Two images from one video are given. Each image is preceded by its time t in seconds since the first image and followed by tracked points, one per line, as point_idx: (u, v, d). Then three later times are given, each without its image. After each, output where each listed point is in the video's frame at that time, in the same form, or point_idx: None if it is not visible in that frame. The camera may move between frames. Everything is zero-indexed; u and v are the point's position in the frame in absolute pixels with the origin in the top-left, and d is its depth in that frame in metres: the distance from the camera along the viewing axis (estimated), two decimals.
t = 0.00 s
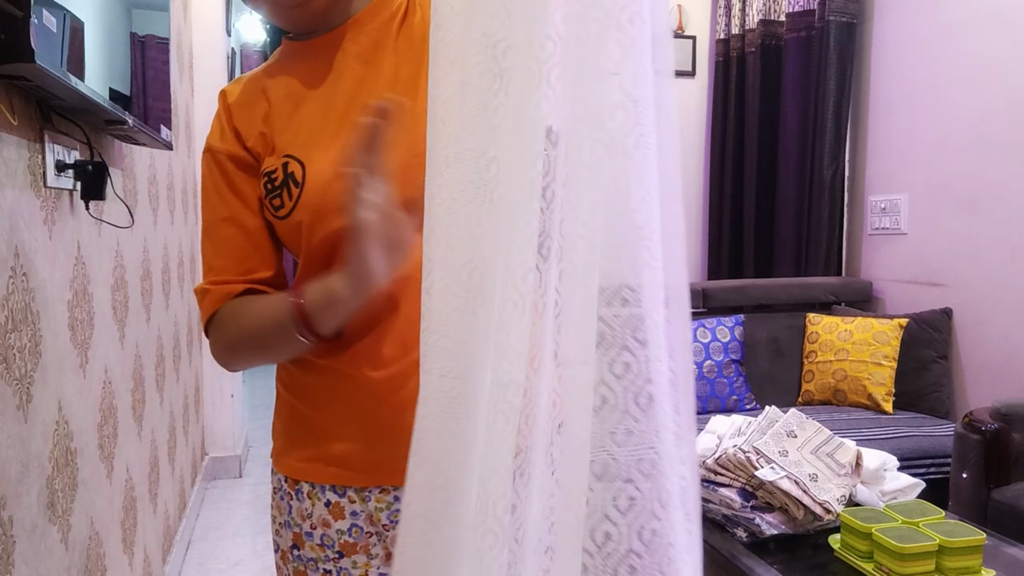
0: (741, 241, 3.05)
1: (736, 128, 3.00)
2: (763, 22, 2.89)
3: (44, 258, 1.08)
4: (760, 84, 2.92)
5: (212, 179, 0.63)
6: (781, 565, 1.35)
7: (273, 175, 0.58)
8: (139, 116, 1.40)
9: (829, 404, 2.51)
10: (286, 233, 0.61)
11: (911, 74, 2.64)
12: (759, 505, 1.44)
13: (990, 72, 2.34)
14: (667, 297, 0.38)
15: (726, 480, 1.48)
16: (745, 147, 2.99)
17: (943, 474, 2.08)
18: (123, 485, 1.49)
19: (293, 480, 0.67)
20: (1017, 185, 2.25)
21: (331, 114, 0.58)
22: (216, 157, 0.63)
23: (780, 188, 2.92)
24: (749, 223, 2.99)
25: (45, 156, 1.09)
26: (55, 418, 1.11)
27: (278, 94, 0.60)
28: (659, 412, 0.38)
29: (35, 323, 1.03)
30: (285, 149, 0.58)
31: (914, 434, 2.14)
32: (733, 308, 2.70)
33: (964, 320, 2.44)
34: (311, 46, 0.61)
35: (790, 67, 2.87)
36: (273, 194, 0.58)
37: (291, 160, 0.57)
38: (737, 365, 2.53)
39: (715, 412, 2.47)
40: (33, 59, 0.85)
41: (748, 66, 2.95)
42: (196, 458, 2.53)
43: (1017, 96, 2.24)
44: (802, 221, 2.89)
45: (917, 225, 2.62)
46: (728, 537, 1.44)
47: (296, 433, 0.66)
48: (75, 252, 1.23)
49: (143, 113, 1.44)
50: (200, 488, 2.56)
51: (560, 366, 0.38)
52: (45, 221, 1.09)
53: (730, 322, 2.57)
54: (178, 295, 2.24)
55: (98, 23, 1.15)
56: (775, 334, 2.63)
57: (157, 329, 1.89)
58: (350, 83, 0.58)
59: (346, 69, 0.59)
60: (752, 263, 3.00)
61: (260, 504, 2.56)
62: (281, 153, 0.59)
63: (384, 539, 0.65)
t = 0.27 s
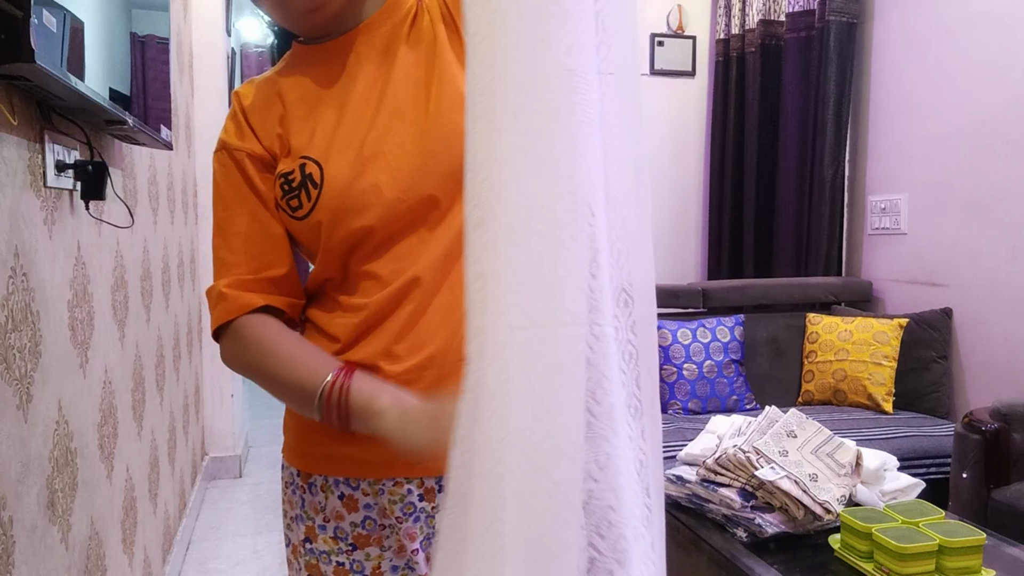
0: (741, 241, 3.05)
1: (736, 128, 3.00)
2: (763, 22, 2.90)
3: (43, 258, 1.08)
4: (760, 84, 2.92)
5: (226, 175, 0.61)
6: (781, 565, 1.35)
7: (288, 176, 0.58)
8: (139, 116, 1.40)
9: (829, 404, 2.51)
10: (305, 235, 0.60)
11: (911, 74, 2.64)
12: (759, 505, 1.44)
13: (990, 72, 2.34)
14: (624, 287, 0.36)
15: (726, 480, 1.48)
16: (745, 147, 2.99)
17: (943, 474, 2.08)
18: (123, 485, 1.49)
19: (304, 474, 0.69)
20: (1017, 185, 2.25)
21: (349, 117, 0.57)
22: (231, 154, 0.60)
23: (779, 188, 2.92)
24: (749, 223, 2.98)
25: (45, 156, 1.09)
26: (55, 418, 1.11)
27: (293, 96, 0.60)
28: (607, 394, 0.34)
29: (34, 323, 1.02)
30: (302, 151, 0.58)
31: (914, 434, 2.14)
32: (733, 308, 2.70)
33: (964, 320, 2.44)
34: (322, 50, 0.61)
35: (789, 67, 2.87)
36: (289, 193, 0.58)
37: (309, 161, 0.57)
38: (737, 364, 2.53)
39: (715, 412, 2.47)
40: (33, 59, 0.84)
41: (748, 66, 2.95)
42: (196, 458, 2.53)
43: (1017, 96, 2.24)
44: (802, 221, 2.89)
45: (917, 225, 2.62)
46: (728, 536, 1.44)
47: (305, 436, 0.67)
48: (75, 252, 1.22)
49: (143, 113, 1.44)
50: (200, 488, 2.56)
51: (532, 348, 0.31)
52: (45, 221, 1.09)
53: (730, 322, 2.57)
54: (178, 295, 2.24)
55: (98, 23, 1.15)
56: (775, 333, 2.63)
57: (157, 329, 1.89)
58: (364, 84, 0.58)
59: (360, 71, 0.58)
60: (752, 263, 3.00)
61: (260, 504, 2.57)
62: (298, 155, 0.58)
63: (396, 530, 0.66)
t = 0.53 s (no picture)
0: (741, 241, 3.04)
1: (736, 128, 3.00)
2: (763, 22, 2.89)
3: (43, 258, 1.08)
4: (760, 84, 2.92)
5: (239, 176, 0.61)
6: (781, 565, 1.35)
7: (302, 176, 0.57)
8: (139, 116, 1.40)
9: (829, 404, 2.51)
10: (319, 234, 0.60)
11: (911, 74, 2.64)
12: (759, 505, 1.44)
13: (990, 72, 2.34)
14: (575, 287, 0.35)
15: (726, 480, 1.48)
16: (745, 147, 2.99)
17: (943, 474, 2.08)
18: (123, 485, 1.49)
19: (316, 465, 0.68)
20: (1016, 185, 2.25)
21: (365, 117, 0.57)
22: (243, 157, 0.61)
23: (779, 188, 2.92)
24: (749, 223, 2.98)
25: (45, 156, 1.09)
26: (55, 418, 1.11)
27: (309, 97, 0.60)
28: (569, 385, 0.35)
29: (34, 323, 1.03)
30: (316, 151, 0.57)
31: (914, 434, 2.14)
32: (733, 308, 2.70)
33: (964, 320, 2.44)
34: (339, 53, 0.60)
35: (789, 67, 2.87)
36: (303, 193, 0.57)
37: (324, 160, 0.56)
38: (737, 364, 2.53)
39: (715, 412, 2.47)
40: (33, 59, 0.84)
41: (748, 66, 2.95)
42: (196, 458, 2.53)
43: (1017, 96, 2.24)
44: (802, 221, 2.89)
45: (917, 225, 2.62)
46: (728, 536, 1.43)
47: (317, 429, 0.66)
48: (75, 252, 1.23)
49: (143, 112, 1.44)
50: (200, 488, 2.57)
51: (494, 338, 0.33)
52: (45, 221, 1.09)
53: (730, 322, 2.56)
54: (178, 296, 2.24)
55: (98, 23, 1.15)
56: (775, 334, 2.63)
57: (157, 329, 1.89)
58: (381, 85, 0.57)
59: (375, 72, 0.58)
60: (752, 263, 3.00)
61: (260, 504, 2.57)
62: (312, 156, 0.58)
63: (406, 522, 0.65)
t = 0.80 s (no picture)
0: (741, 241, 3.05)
1: (736, 128, 3.00)
2: (763, 22, 2.89)
3: (44, 258, 1.08)
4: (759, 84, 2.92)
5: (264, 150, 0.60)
6: (781, 565, 1.35)
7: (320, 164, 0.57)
8: (139, 116, 1.40)
9: (829, 404, 2.51)
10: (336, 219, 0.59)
11: (911, 74, 2.64)
12: (759, 505, 1.44)
13: (990, 72, 2.34)
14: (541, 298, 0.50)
15: (726, 480, 1.48)
16: (745, 147, 2.99)
17: (943, 474, 2.07)
18: (123, 485, 1.49)
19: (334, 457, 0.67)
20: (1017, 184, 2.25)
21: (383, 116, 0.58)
22: (269, 132, 0.60)
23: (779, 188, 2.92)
24: (749, 223, 2.98)
25: (45, 156, 1.09)
26: (55, 418, 1.11)
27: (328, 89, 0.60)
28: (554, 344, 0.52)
29: (34, 323, 1.03)
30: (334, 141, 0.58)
31: (915, 434, 2.14)
32: (733, 308, 2.70)
33: (964, 320, 2.44)
34: (356, 51, 0.63)
35: (789, 67, 2.87)
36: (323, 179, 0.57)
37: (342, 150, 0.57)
38: (737, 365, 2.52)
39: (715, 412, 2.46)
40: (33, 59, 0.84)
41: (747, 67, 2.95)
42: (196, 458, 2.53)
43: (1017, 96, 2.24)
44: (802, 221, 2.89)
45: (917, 225, 2.62)
46: (728, 536, 1.43)
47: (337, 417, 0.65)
48: (75, 252, 1.22)
49: (143, 113, 1.44)
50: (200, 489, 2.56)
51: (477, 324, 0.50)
52: (45, 221, 1.09)
53: (730, 322, 2.56)
54: (178, 296, 2.24)
55: (98, 23, 1.15)
56: (775, 334, 2.63)
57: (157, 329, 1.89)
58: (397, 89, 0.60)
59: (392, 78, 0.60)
60: (752, 263, 3.00)
61: (260, 504, 2.57)
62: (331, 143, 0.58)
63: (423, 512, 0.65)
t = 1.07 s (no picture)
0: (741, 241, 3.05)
1: (736, 128, 3.00)
2: (763, 22, 2.89)
3: (44, 257, 1.08)
4: (759, 84, 2.92)
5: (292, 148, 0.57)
6: (781, 565, 1.35)
7: (352, 167, 0.57)
8: (139, 116, 1.40)
9: (829, 404, 2.51)
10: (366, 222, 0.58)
11: (911, 74, 2.64)
12: (759, 505, 1.44)
13: (989, 72, 2.34)
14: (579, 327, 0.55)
15: (726, 480, 1.48)
16: (744, 147, 2.99)
17: (943, 474, 2.08)
18: (123, 485, 1.49)
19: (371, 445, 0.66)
20: (1016, 184, 2.25)
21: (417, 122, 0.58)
22: (298, 145, 0.57)
23: (779, 188, 2.92)
24: (749, 222, 2.98)
25: (45, 156, 1.09)
26: (55, 418, 1.11)
27: (359, 89, 0.59)
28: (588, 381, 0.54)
29: (34, 323, 1.03)
30: (364, 144, 0.57)
31: (915, 434, 2.14)
32: (733, 308, 2.70)
33: (964, 320, 2.44)
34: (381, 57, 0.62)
35: (789, 67, 2.87)
36: (355, 182, 0.57)
37: (372, 154, 0.56)
38: (737, 364, 2.52)
39: (715, 412, 2.46)
40: (33, 59, 0.84)
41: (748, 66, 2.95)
42: (196, 458, 2.53)
43: (1017, 96, 2.24)
44: (802, 221, 2.89)
45: (917, 225, 2.62)
46: (728, 536, 1.43)
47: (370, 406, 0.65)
48: (75, 252, 1.22)
49: (143, 113, 1.44)
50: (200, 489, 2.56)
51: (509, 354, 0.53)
52: (45, 221, 1.09)
53: (730, 322, 2.56)
54: (178, 296, 2.24)
55: (98, 23, 1.15)
56: (775, 333, 2.63)
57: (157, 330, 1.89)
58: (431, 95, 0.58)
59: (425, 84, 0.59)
60: (752, 263, 3.00)
61: (260, 504, 2.57)
62: (360, 154, 0.57)
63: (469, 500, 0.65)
